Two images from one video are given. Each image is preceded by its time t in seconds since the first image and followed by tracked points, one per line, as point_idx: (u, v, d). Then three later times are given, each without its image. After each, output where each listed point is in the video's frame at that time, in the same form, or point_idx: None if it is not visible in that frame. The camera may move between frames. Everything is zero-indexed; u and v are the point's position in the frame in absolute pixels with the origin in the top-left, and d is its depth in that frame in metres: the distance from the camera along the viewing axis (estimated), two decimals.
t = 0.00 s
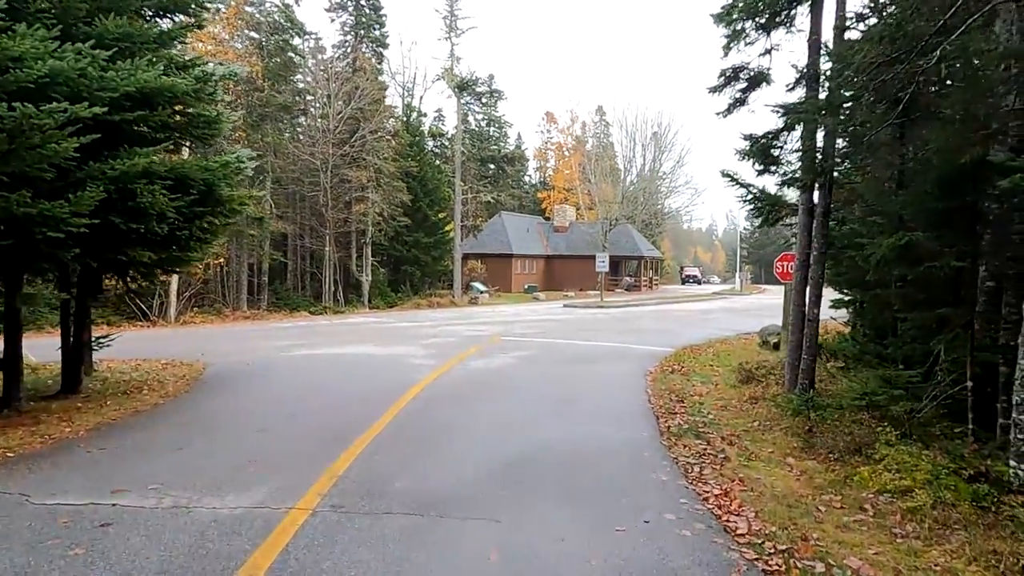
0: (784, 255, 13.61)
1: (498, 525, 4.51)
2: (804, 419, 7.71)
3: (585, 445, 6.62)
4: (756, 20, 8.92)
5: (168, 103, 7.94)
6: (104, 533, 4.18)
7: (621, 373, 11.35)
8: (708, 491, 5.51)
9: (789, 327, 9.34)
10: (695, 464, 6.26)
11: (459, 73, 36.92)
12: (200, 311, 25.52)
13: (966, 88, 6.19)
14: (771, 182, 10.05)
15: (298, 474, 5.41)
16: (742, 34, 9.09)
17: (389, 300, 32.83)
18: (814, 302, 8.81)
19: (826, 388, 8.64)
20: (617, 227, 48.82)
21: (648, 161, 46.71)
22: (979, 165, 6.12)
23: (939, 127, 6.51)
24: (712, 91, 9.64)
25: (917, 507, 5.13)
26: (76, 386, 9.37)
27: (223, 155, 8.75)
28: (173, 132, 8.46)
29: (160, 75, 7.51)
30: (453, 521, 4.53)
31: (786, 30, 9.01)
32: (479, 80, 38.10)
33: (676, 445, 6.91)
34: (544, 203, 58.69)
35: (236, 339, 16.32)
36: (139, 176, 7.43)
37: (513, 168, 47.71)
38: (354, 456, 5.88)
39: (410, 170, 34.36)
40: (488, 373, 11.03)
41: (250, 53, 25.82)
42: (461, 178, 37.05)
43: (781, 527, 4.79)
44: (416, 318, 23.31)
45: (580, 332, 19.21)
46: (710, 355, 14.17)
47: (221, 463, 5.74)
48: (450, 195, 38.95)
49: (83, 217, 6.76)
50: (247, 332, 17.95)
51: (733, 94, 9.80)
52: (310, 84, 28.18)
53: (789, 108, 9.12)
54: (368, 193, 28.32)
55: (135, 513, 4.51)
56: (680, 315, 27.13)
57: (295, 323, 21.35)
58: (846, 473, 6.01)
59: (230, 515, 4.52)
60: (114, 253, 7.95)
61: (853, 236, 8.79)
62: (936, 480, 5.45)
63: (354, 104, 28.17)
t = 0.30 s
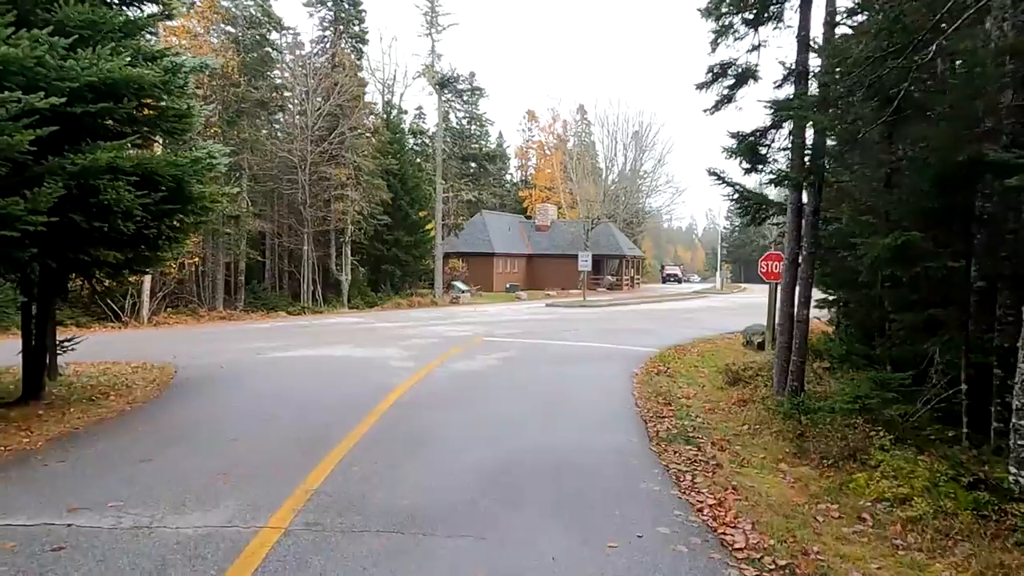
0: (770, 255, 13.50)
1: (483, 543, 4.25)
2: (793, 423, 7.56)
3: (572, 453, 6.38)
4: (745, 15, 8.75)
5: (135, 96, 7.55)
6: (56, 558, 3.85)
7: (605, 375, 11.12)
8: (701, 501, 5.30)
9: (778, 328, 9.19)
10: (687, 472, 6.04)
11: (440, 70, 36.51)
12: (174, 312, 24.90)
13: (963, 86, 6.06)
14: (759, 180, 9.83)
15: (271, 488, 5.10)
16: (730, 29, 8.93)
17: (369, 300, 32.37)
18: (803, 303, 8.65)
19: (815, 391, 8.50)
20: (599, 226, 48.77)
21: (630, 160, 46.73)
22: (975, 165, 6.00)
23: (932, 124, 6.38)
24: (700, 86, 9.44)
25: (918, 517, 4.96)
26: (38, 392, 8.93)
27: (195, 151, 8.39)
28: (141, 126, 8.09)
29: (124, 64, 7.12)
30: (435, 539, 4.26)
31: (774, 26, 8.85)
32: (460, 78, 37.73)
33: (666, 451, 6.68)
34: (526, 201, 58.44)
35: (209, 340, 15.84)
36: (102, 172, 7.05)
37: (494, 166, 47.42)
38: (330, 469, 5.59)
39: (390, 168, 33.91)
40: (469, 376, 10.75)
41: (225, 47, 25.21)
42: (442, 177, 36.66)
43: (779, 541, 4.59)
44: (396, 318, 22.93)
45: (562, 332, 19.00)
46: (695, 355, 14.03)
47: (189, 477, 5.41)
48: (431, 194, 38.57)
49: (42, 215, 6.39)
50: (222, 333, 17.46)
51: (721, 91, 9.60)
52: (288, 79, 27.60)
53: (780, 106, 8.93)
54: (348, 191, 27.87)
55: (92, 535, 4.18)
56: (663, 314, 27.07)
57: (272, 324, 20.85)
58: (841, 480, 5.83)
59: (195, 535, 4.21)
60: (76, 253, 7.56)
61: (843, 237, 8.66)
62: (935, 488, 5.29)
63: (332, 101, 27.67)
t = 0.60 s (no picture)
0: (760, 252, 13.36)
1: (481, 559, 3.96)
2: (793, 423, 7.36)
3: (567, 458, 6.11)
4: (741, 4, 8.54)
5: (106, 84, 7.17)
6: None
7: (596, 375, 10.87)
8: (706, 508, 5.06)
9: (774, 326, 9.00)
10: (688, 478, 5.78)
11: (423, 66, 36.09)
12: (152, 311, 24.25)
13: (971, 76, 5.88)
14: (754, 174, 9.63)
15: (252, 499, 4.78)
16: (725, 19, 8.70)
17: (352, 299, 31.88)
18: (800, 301, 8.46)
19: (813, 391, 8.32)
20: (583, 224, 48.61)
21: (614, 158, 46.74)
22: (983, 159, 5.84)
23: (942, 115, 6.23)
24: (694, 78, 9.22)
25: (932, 522, 4.76)
26: (4, 397, 8.46)
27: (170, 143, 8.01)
28: (112, 117, 7.69)
29: (94, 50, 6.77)
30: (429, 554, 3.97)
31: (770, 16, 8.64)
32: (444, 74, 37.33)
33: (665, 454, 6.44)
34: (510, 199, 58.14)
35: (187, 341, 15.34)
36: (69, 164, 6.67)
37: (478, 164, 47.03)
38: (315, 477, 5.28)
39: (373, 165, 33.43)
40: (457, 377, 10.45)
41: (203, 40, 24.59)
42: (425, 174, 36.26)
43: (792, 551, 4.35)
44: (380, 317, 22.53)
45: (549, 330, 18.75)
46: (685, 353, 13.85)
47: (163, 487, 5.07)
48: (415, 191, 38.14)
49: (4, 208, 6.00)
50: (200, 333, 16.96)
51: (715, 83, 9.38)
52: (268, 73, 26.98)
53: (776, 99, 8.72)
54: (330, 188, 27.43)
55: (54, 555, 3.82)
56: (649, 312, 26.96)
57: (252, 323, 20.33)
58: (847, 484, 5.62)
59: (168, 554, 3.87)
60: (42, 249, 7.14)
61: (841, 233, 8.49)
62: (948, 492, 5.10)
63: (314, 96, 27.17)
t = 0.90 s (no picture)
0: (751, 252, 13.17)
1: None
2: (796, 430, 7.13)
3: (563, 470, 5.82)
4: None
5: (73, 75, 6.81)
6: None
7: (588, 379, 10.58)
8: (713, 525, 4.79)
9: (772, 329, 8.78)
10: (691, 491, 5.49)
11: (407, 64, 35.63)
12: (129, 313, 23.61)
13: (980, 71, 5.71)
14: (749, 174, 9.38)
15: (230, 521, 4.45)
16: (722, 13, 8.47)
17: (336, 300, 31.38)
18: (799, 304, 8.25)
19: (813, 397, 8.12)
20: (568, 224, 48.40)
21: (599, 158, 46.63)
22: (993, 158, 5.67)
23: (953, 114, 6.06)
24: (688, 75, 8.96)
25: (949, 539, 4.55)
26: None
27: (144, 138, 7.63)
28: (82, 112, 7.33)
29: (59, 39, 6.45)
30: None
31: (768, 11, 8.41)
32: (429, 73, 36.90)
33: (665, 465, 6.16)
34: (495, 199, 57.80)
35: (165, 344, 14.87)
36: (31, 159, 6.31)
37: (463, 163, 46.65)
38: (297, 495, 4.95)
39: (356, 164, 32.92)
40: (446, 382, 10.12)
41: (182, 36, 23.99)
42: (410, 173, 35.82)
43: (807, 572, 4.09)
44: (365, 319, 22.08)
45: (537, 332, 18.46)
46: (678, 356, 13.61)
47: (132, 507, 4.72)
48: (399, 191, 37.68)
49: None
50: (179, 336, 16.44)
51: (710, 80, 9.13)
52: (249, 70, 26.39)
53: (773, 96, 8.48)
54: (313, 187, 26.94)
55: None
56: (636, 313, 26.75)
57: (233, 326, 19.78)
58: (856, 496, 5.38)
59: None
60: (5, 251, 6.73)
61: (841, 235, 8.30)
62: (964, 507, 4.90)
63: (296, 93, 26.64)
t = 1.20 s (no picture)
0: (741, 251, 12.97)
1: None
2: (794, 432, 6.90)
3: (555, 477, 5.52)
4: None
5: (36, 61, 6.49)
6: None
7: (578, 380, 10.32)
8: (715, 535, 4.54)
9: (767, 327, 8.55)
10: (689, 498, 5.23)
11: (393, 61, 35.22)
12: (107, 313, 23.02)
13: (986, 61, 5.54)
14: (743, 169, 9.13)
15: (195, 538, 4.11)
16: (716, 3, 8.23)
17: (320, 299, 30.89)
18: (796, 301, 8.01)
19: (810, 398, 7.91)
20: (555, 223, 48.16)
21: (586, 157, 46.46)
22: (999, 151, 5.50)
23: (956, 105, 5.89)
24: (681, 65, 8.70)
25: (962, 548, 4.34)
26: None
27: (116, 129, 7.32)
28: (50, 101, 6.99)
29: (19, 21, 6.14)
30: None
31: None
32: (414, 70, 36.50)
33: (661, 471, 5.89)
34: (481, 198, 57.45)
35: (141, 345, 14.40)
36: None
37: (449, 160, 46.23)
38: (271, 508, 4.61)
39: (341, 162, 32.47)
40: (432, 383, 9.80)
41: (161, 28, 23.45)
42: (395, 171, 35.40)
43: None
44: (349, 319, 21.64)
45: (524, 332, 18.18)
46: (668, 356, 13.38)
47: (90, 523, 4.36)
48: (385, 188, 37.25)
49: None
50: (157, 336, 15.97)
51: (704, 72, 8.89)
52: (231, 64, 25.84)
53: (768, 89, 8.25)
54: (296, 184, 26.48)
55: None
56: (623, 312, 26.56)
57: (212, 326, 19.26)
58: (861, 502, 5.16)
59: None
60: None
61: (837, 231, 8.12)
62: (974, 515, 4.71)
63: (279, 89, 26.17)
